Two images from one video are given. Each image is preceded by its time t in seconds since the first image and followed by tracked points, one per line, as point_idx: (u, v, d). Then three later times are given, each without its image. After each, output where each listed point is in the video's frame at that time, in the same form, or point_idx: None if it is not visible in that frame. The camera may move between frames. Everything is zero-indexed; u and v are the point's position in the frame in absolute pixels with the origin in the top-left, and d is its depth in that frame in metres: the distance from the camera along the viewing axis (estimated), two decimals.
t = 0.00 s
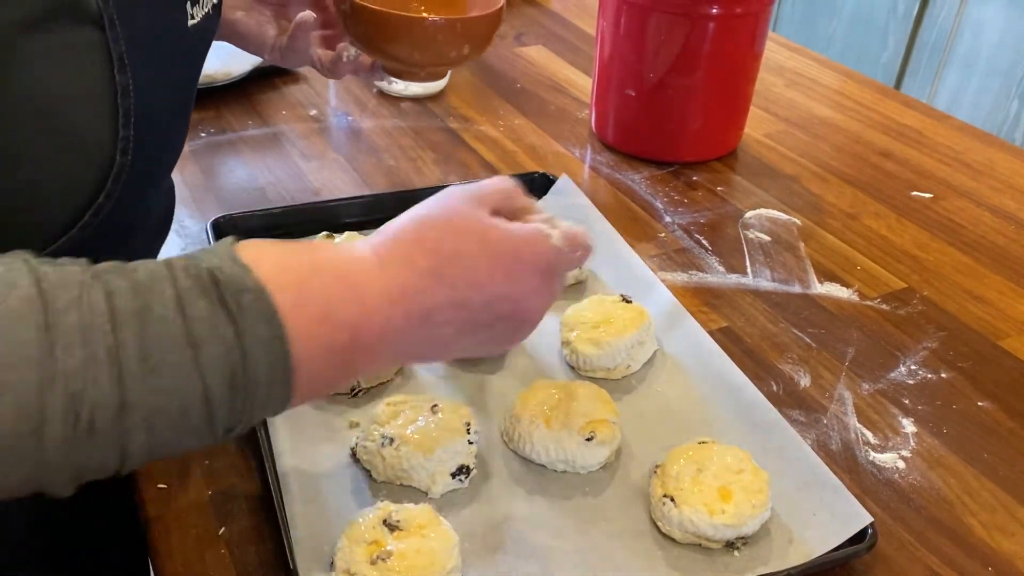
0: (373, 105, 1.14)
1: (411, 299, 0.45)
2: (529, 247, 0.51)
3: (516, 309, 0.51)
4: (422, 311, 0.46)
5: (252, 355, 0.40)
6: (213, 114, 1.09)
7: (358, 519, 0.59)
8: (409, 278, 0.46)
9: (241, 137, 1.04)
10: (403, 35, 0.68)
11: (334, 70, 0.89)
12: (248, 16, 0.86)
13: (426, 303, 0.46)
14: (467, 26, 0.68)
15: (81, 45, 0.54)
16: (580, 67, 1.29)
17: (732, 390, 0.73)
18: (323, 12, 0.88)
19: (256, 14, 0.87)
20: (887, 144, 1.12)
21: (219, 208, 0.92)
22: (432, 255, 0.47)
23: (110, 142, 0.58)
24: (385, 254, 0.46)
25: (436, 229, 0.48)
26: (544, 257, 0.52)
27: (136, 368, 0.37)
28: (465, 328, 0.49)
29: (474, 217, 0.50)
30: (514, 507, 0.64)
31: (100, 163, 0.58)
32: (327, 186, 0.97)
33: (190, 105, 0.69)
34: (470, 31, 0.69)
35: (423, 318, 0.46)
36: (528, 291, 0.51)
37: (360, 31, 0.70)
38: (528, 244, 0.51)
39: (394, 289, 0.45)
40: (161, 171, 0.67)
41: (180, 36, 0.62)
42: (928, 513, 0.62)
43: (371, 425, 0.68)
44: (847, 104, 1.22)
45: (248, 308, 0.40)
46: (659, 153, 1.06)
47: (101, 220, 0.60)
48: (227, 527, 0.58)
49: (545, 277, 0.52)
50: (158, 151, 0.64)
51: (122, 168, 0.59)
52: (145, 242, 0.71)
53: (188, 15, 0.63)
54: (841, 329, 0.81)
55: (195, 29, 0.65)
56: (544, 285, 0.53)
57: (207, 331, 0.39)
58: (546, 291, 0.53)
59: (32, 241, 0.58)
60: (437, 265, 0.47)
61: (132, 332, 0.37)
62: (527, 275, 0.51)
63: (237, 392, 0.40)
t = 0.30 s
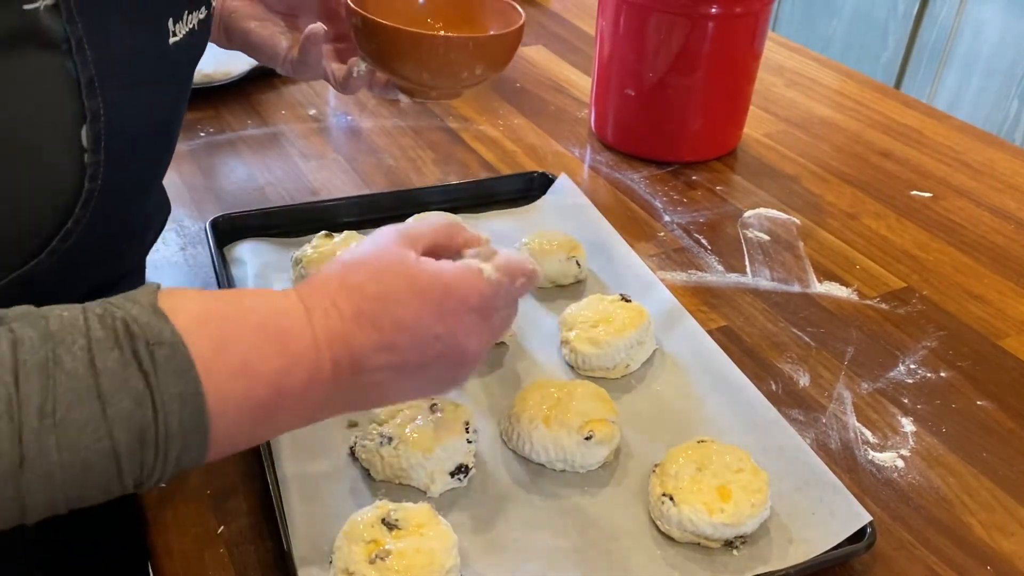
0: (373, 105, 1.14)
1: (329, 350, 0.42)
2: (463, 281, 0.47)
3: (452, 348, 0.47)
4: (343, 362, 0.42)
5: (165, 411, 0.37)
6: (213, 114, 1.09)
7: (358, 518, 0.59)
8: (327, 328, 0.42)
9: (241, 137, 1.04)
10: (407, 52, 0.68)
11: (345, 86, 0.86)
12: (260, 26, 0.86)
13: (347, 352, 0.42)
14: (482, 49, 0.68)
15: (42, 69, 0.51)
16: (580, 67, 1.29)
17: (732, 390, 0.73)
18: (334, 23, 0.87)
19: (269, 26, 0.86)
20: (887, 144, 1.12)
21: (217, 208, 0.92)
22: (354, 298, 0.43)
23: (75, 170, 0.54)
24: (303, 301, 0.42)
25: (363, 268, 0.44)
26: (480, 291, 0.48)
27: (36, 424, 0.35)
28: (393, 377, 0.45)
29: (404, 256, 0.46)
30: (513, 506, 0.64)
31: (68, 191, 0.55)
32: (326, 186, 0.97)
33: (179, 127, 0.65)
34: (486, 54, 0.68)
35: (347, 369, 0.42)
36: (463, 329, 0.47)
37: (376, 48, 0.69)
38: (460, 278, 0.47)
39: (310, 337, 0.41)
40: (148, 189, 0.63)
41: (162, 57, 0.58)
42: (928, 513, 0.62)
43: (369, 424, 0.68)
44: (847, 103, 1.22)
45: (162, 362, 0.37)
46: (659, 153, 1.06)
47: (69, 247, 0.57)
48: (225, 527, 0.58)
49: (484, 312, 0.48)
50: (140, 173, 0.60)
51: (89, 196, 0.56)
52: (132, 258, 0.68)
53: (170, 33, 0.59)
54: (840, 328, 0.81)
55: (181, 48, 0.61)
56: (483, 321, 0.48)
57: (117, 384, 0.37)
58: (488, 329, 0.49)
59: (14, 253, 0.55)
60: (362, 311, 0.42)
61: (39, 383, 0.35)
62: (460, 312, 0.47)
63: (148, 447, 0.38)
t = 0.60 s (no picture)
0: (373, 105, 1.15)
1: (265, 380, 0.41)
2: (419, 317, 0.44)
3: (402, 391, 0.44)
4: (271, 399, 0.41)
5: (77, 434, 0.37)
6: (213, 114, 1.09)
7: (358, 517, 0.59)
8: (265, 356, 0.41)
9: (241, 137, 1.05)
10: (396, 59, 0.68)
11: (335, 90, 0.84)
12: (251, 27, 0.86)
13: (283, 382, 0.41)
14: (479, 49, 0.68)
15: None
16: (580, 67, 1.29)
17: (731, 389, 0.73)
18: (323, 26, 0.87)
19: (260, 27, 0.87)
20: (887, 144, 1.13)
21: (217, 208, 0.92)
22: (294, 329, 0.42)
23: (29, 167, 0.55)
24: (247, 325, 0.42)
25: (308, 294, 0.43)
26: (435, 335, 0.45)
27: None
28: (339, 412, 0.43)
29: (361, 285, 0.44)
30: (512, 505, 0.64)
31: (19, 190, 0.55)
32: (326, 186, 0.97)
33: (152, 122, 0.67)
34: (482, 57, 0.69)
35: (282, 400, 0.41)
36: (411, 373, 0.44)
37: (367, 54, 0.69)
38: (415, 317, 0.44)
39: (243, 367, 0.41)
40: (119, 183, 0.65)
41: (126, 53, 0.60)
42: (926, 511, 0.63)
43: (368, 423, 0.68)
44: (847, 103, 1.22)
45: (78, 384, 0.37)
46: (658, 153, 1.06)
47: (25, 246, 0.58)
48: (226, 526, 0.59)
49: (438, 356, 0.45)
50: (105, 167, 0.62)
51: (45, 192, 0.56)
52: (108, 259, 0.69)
53: (136, 30, 0.60)
54: (840, 328, 0.81)
55: (147, 46, 0.62)
56: (435, 366, 0.45)
57: (24, 407, 0.36)
58: (442, 372, 0.46)
59: None
60: (305, 341, 0.41)
61: None
62: (408, 355, 0.44)
63: (62, 470, 0.38)
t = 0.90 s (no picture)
0: (371, 105, 1.15)
1: (190, 406, 0.39)
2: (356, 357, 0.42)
3: (336, 428, 0.43)
4: (218, 424, 0.40)
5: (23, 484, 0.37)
6: (211, 113, 1.09)
7: (355, 515, 0.59)
8: (192, 382, 0.39)
9: (239, 137, 1.05)
10: (371, 62, 0.67)
11: (313, 90, 0.84)
12: (231, 25, 0.86)
13: (210, 412, 0.40)
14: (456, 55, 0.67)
15: None
16: (579, 67, 1.29)
17: (729, 388, 0.73)
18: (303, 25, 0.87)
19: (240, 25, 0.86)
20: (884, 144, 1.13)
21: (216, 208, 0.92)
22: (225, 359, 0.40)
23: None
24: (177, 348, 0.40)
25: (243, 323, 0.41)
26: (366, 380, 0.42)
27: None
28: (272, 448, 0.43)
29: (294, 319, 0.42)
30: (509, 505, 0.64)
31: None
32: (324, 186, 0.97)
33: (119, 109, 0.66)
34: (460, 61, 0.68)
35: (204, 431, 0.40)
36: (338, 414, 0.42)
37: (344, 57, 0.68)
38: (347, 358, 0.42)
39: (171, 390, 0.39)
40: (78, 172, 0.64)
41: (83, 40, 0.59)
42: (922, 510, 0.63)
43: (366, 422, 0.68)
44: (845, 104, 1.22)
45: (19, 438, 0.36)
46: (656, 153, 1.06)
47: None
48: (224, 525, 0.59)
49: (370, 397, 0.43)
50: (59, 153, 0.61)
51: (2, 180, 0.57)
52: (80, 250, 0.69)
53: (97, 17, 0.60)
54: (837, 327, 0.81)
55: (110, 34, 0.62)
56: (364, 407, 0.43)
57: (26, 400, 0.36)
58: (371, 415, 0.43)
59: None
60: (233, 373, 0.40)
61: None
62: (336, 398, 0.42)
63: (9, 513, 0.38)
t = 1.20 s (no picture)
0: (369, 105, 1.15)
1: (60, 426, 0.43)
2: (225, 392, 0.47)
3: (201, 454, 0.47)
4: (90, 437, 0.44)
5: None
6: (209, 113, 1.09)
7: (352, 515, 0.59)
8: (62, 404, 0.43)
9: (237, 137, 1.05)
10: (343, 75, 0.65)
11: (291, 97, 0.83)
12: (210, 30, 0.85)
13: (79, 433, 0.43)
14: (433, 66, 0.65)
15: None
16: (577, 67, 1.29)
17: (725, 388, 0.73)
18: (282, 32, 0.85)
19: (220, 29, 0.85)
20: (882, 144, 1.13)
21: (214, 207, 0.92)
22: (97, 381, 0.43)
23: None
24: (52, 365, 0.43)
25: (115, 345, 0.45)
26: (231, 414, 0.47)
27: None
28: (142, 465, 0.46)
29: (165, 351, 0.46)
30: (506, 505, 0.64)
31: None
32: (322, 186, 0.98)
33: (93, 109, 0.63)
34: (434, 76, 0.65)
35: (72, 449, 0.44)
36: (204, 443, 0.47)
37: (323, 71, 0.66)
38: (213, 392, 0.46)
39: (43, 409, 0.42)
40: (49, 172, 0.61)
41: (49, 37, 0.56)
42: (919, 510, 0.63)
43: (363, 422, 0.68)
44: (842, 104, 1.22)
45: None
46: (655, 153, 1.07)
47: None
48: (221, 524, 0.59)
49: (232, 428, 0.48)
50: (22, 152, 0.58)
51: None
52: (48, 252, 0.65)
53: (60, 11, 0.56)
54: (834, 327, 0.81)
55: (78, 29, 0.58)
56: (220, 439, 0.48)
57: None
58: (227, 445, 0.48)
59: None
60: (102, 397, 0.43)
61: None
62: (200, 429, 0.46)
63: None
